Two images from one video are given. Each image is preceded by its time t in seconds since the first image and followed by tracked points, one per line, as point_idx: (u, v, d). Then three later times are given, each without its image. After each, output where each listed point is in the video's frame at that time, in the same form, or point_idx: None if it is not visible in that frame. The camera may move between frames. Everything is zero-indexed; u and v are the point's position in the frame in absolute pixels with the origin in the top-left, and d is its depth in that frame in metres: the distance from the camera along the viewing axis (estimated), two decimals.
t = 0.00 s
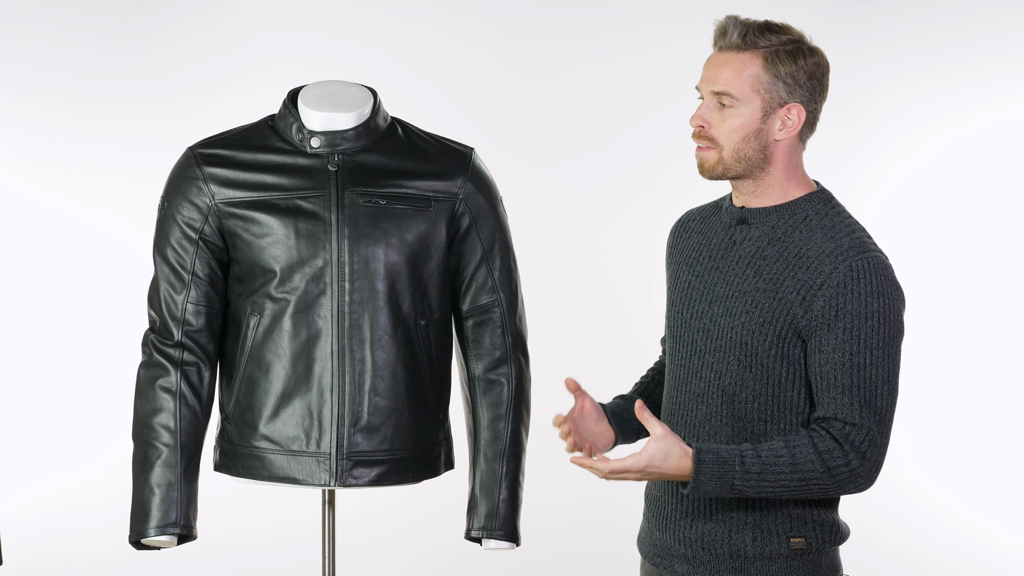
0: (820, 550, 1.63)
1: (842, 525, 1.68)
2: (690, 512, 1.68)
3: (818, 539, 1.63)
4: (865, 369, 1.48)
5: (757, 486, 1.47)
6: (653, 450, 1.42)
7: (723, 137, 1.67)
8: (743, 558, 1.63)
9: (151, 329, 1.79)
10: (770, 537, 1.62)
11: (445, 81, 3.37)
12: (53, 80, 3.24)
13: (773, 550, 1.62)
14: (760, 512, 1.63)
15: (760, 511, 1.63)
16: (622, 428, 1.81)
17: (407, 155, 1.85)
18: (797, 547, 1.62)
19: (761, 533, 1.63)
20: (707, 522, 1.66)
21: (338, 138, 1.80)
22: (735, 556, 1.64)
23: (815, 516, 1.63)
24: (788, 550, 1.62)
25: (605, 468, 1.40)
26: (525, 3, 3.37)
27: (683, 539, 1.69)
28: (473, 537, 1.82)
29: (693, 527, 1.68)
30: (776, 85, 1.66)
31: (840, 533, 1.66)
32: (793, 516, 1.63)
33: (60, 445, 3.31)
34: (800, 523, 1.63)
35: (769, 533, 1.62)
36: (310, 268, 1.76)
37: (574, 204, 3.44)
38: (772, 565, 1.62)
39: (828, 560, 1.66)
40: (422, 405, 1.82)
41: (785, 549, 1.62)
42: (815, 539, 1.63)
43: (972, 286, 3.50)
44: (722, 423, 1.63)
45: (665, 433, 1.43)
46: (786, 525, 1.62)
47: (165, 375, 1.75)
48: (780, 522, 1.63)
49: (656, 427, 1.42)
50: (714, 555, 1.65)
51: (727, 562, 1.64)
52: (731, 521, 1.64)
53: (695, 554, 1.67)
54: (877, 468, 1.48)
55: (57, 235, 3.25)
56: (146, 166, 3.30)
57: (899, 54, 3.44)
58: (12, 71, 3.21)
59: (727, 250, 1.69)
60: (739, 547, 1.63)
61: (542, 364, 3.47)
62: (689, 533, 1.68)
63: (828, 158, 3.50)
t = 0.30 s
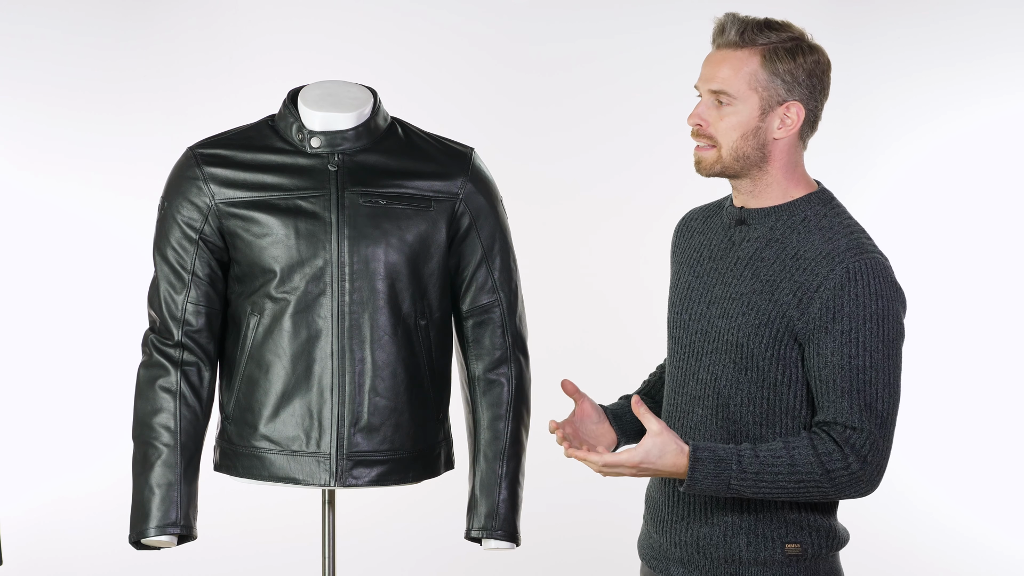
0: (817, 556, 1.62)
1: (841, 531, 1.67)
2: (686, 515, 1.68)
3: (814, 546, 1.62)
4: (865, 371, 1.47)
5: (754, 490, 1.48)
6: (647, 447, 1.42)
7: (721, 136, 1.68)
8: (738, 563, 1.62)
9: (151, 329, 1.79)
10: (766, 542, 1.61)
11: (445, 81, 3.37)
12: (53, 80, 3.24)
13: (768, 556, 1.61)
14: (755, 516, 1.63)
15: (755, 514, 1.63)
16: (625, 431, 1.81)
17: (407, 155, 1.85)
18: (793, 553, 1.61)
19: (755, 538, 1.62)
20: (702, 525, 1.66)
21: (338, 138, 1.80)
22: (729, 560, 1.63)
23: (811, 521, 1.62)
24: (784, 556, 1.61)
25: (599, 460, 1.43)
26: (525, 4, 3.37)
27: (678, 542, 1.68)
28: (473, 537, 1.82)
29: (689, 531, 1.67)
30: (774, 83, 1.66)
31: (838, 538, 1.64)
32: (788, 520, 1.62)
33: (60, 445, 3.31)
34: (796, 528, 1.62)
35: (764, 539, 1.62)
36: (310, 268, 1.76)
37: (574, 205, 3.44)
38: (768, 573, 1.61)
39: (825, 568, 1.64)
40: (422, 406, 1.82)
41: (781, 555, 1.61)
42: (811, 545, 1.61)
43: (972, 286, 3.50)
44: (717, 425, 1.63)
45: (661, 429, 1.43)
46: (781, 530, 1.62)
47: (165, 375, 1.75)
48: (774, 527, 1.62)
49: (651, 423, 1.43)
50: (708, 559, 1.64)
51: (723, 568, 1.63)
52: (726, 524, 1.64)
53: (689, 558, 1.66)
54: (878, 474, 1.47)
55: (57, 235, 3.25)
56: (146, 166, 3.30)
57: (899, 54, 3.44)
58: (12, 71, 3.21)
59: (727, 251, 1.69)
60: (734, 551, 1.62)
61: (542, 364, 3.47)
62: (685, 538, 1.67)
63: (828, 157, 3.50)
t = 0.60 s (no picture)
0: (818, 560, 1.61)
1: (843, 533, 1.66)
2: (686, 518, 1.68)
3: (816, 549, 1.61)
4: (875, 371, 1.46)
5: (771, 479, 1.44)
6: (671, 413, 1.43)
7: (699, 143, 1.70)
8: (740, 565, 1.62)
9: (152, 329, 1.79)
10: (767, 545, 1.61)
11: (445, 81, 3.37)
12: (54, 80, 3.24)
13: (770, 559, 1.61)
14: (756, 519, 1.62)
15: (755, 517, 1.62)
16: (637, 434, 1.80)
17: (407, 155, 1.85)
18: (794, 556, 1.60)
19: (757, 541, 1.61)
20: (702, 528, 1.65)
21: (338, 138, 1.80)
22: (731, 563, 1.63)
23: (813, 524, 1.61)
24: (785, 559, 1.60)
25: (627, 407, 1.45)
26: (525, 4, 3.37)
27: (678, 545, 1.68)
28: (474, 537, 1.82)
29: (690, 534, 1.67)
30: (747, 89, 1.65)
31: (840, 541, 1.63)
32: (789, 523, 1.61)
33: (60, 446, 3.31)
34: (797, 531, 1.61)
35: (765, 542, 1.61)
36: (310, 268, 1.76)
37: (574, 205, 3.44)
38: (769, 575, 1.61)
39: (827, 569, 1.63)
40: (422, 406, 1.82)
41: (782, 558, 1.60)
42: (812, 549, 1.61)
43: (973, 285, 3.50)
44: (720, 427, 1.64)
45: (692, 397, 1.43)
46: (782, 533, 1.61)
47: (165, 375, 1.75)
48: (776, 530, 1.61)
49: (684, 388, 1.43)
50: (710, 562, 1.64)
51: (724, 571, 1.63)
52: (727, 528, 1.63)
53: (690, 560, 1.66)
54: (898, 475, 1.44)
55: (57, 235, 3.25)
56: (146, 166, 3.30)
57: (899, 54, 3.44)
58: (12, 71, 3.21)
59: (728, 252, 1.69)
60: (735, 554, 1.62)
61: (542, 364, 3.47)
62: (685, 540, 1.67)
63: (828, 158, 3.50)
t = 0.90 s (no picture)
0: (823, 560, 1.61)
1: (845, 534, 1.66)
2: (690, 522, 1.66)
3: (821, 551, 1.61)
4: (879, 375, 1.48)
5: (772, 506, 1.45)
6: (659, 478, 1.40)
7: (738, 141, 1.63)
8: (745, 569, 1.62)
9: (151, 329, 1.79)
10: (772, 549, 1.61)
11: (445, 81, 3.37)
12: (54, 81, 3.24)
13: (775, 562, 1.61)
14: (761, 523, 1.61)
15: (760, 521, 1.61)
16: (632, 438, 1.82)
17: (406, 155, 1.85)
18: (799, 559, 1.60)
19: (762, 544, 1.61)
20: (706, 533, 1.65)
21: (338, 138, 1.80)
22: (736, 567, 1.62)
23: (817, 525, 1.61)
24: (790, 561, 1.60)
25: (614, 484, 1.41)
26: (525, 4, 3.37)
27: (681, 549, 1.67)
28: (474, 537, 1.82)
29: (694, 538, 1.66)
30: (782, 81, 1.63)
31: (842, 541, 1.64)
32: (795, 526, 1.61)
33: (60, 446, 3.31)
34: (802, 534, 1.61)
35: (770, 545, 1.61)
36: (310, 268, 1.76)
37: (574, 204, 3.44)
38: None
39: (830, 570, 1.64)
40: (422, 406, 1.82)
41: (787, 560, 1.60)
42: (817, 551, 1.61)
43: (973, 285, 3.50)
44: (722, 428, 1.63)
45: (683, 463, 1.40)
46: (788, 535, 1.61)
47: (165, 375, 1.75)
48: (781, 533, 1.61)
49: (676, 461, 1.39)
50: (714, 566, 1.64)
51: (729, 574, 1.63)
52: (732, 532, 1.62)
53: (693, 564, 1.66)
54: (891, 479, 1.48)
55: (57, 235, 3.25)
56: (146, 166, 3.30)
57: (899, 54, 3.44)
58: (12, 71, 3.21)
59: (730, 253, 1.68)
60: (740, 558, 1.62)
61: (541, 364, 3.47)
62: (689, 544, 1.66)
63: (829, 158, 3.49)
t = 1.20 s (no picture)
0: (828, 561, 1.61)
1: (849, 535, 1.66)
2: (695, 527, 1.66)
3: (828, 552, 1.61)
4: (889, 370, 1.49)
5: (794, 505, 1.46)
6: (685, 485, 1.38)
7: (762, 136, 1.64)
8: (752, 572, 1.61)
9: (151, 329, 1.79)
10: (779, 551, 1.60)
11: (445, 82, 3.37)
12: (54, 80, 3.24)
13: (782, 565, 1.60)
14: (769, 526, 1.61)
15: (767, 523, 1.61)
16: (626, 439, 1.81)
17: (405, 155, 1.85)
18: (807, 560, 1.60)
19: (769, 547, 1.61)
20: (712, 536, 1.64)
21: (338, 138, 1.80)
22: (743, 570, 1.61)
23: (823, 526, 1.61)
24: (798, 564, 1.60)
25: (642, 495, 1.36)
26: (526, 4, 3.37)
27: (687, 554, 1.66)
28: (474, 537, 1.82)
29: (699, 542, 1.65)
30: (799, 82, 1.68)
31: (847, 542, 1.64)
32: (802, 527, 1.61)
33: (60, 446, 3.30)
34: (809, 535, 1.60)
35: (777, 548, 1.60)
36: (310, 268, 1.76)
37: (574, 204, 3.44)
38: None
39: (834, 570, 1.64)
40: (422, 406, 1.82)
41: (795, 563, 1.60)
42: (824, 552, 1.61)
43: (973, 285, 3.50)
44: (729, 429, 1.61)
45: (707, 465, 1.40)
46: (795, 537, 1.60)
47: (165, 375, 1.75)
48: (788, 535, 1.60)
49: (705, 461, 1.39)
50: (720, 569, 1.63)
51: None
52: (739, 535, 1.62)
53: (699, 569, 1.65)
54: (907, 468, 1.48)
55: (57, 236, 3.25)
56: (146, 166, 3.30)
57: (899, 54, 3.44)
58: (12, 71, 3.21)
59: (729, 254, 1.68)
60: (746, 561, 1.61)
61: (541, 364, 3.47)
62: (695, 549, 1.65)
63: (829, 158, 3.49)
